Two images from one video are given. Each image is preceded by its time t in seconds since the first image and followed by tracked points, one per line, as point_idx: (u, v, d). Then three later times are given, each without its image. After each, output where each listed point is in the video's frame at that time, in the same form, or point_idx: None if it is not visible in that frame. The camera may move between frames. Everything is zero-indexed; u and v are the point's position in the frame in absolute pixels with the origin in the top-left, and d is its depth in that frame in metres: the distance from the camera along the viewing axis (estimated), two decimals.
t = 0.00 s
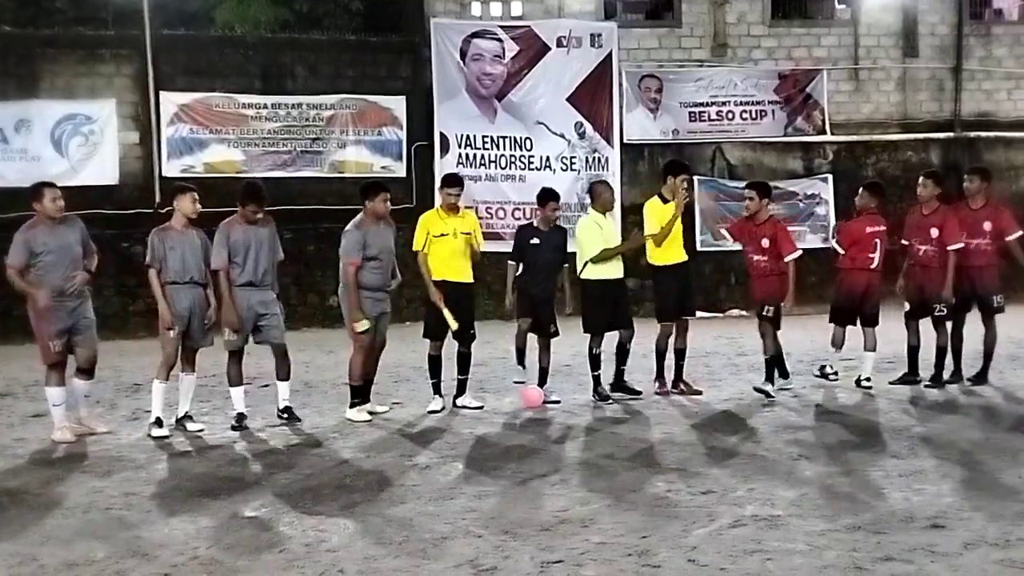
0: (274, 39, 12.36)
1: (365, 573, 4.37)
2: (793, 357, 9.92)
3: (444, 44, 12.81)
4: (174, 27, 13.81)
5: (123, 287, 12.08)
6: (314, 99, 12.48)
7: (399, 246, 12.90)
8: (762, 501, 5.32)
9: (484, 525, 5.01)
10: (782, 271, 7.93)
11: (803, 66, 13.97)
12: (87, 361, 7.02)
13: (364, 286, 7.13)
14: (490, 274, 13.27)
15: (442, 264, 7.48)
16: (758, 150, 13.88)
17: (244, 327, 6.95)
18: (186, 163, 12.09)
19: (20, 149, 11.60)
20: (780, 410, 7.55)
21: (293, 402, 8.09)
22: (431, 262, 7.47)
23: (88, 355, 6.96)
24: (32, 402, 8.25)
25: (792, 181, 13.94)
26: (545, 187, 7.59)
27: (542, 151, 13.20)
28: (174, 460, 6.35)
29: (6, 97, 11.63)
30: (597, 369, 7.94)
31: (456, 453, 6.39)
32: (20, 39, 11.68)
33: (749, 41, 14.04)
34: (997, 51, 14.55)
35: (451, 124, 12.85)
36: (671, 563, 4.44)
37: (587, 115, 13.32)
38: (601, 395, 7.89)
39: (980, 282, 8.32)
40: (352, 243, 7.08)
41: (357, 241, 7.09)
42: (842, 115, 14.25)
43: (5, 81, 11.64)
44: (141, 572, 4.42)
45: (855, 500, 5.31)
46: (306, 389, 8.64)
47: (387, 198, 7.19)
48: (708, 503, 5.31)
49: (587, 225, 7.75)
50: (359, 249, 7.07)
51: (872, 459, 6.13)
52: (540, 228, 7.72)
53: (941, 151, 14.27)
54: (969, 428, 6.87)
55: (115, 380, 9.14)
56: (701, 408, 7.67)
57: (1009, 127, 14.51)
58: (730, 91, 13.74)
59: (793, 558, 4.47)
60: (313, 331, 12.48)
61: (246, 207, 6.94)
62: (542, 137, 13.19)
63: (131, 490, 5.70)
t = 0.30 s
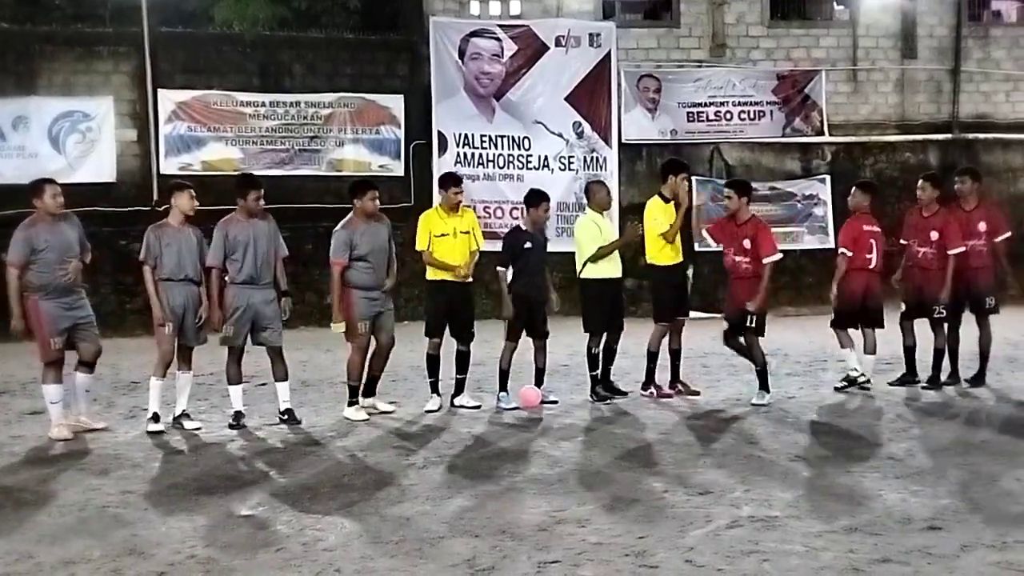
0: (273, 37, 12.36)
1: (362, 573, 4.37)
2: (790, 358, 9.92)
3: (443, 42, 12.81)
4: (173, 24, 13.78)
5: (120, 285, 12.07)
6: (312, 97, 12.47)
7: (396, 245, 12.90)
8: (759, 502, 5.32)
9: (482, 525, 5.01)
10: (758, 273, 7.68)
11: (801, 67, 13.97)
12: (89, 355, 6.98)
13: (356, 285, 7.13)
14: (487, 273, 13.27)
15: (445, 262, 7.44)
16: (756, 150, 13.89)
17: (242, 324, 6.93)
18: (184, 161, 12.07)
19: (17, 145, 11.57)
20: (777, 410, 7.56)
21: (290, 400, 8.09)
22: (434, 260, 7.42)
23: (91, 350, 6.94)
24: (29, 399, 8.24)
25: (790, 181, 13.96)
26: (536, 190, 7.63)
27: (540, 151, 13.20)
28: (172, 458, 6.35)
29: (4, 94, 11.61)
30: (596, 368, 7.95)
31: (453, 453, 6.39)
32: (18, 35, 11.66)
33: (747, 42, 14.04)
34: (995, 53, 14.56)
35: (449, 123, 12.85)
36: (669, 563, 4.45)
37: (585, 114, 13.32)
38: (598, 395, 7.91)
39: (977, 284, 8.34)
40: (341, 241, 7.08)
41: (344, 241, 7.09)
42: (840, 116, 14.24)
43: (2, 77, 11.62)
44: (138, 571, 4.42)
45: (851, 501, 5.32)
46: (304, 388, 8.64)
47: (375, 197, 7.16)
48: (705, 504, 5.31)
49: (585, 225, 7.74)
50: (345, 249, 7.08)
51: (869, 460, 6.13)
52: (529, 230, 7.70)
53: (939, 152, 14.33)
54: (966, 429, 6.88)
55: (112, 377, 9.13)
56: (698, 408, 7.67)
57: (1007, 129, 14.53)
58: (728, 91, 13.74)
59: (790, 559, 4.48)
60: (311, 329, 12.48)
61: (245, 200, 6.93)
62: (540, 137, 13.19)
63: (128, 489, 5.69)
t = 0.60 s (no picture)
0: (267, 35, 12.34)
1: (358, 570, 4.37)
2: (785, 355, 9.93)
3: (438, 40, 12.79)
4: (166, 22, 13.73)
5: (115, 283, 12.05)
6: (307, 95, 12.44)
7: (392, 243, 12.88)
8: (755, 499, 5.33)
9: (478, 522, 5.01)
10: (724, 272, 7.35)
11: (796, 65, 13.98)
12: (72, 356, 7.04)
13: (353, 281, 7.14)
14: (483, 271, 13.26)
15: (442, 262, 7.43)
16: (750, 148, 13.90)
17: (239, 324, 6.92)
18: (178, 159, 12.03)
19: (11, 143, 11.53)
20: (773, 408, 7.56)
21: (285, 398, 8.09)
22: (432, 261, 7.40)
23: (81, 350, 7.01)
24: (24, 397, 8.22)
25: (785, 179, 13.94)
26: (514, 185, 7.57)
27: (535, 148, 13.19)
28: (167, 456, 6.34)
29: None
30: (593, 365, 7.95)
31: (449, 451, 6.39)
32: (12, 33, 11.62)
33: (742, 39, 14.05)
34: (989, 50, 14.59)
35: (444, 121, 12.83)
36: (665, 561, 4.44)
37: (580, 112, 13.31)
38: (595, 392, 7.91)
39: (970, 282, 8.33)
40: (337, 236, 7.08)
41: (339, 235, 7.08)
42: (835, 114, 14.26)
43: None
44: (133, 569, 4.41)
45: (847, 498, 5.32)
46: (299, 386, 8.63)
47: (371, 192, 7.16)
48: (701, 501, 5.31)
49: (585, 222, 7.74)
50: (339, 244, 7.08)
51: (864, 457, 6.14)
52: (513, 227, 7.62)
53: (933, 150, 14.32)
54: (961, 426, 6.89)
55: (107, 375, 9.12)
56: (694, 406, 7.67)
57: (1001, 126, 14.57)
58: (723, 88, 13.74)
59: (786, 556, 4.48)
60: (306, 327, 12.47)
61: (243, 193, 6.91)
62: (535, 134, 13.18)
63: (123, 487, 5.68)
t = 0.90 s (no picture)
0: (271, 33, 12.34)
1: (362, 568, 4.37)
2: (788, 353, 9.92)
3: (441, 38, 12.80)
4: (170, 19, 13.66)
5: (119, 281, 12.06)
6: (311, 93, 12.45)
7: (395, 241, 12.88)
8: (758, 497, 5.32)
9: (481, 520, 5.01)
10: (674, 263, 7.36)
11: (800, 63, 13.96)
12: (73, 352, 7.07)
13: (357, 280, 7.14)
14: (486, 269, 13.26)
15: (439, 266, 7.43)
16: (755, 146, 13.88)
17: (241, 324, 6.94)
18: (182, 157, 12.04)
19: (15, 141, 11.54)
20: (777, 406, 7.55)
21: (289, 396, 8.10)
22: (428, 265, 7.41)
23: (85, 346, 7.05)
24: (28, 395, 8.23)
25: (789, 177, 13.93)
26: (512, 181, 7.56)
27: (538, 146, 13.19)
28: (171, 454, 6.34)
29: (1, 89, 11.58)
30: (597, 363, 7.93)
31: (452, 449, 6.39)
32: (16, 31, 11.63)
33: (746, 37, 14.03)
34: (994, 48, 14.56)
35: (448, 119, 12.85)
36: (668, 559, 4.44)
37: (584, 110, 13.31)
38: (598, 391, 7.92)
39: (979, 281, 8.30)
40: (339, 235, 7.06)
41: (343, 234, 7.07)
42: (839, 112, 14.21)
43: None
44: (137, 567, 4.42)
45: (850, 497, 5.31)
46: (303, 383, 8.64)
47: (373, 190, 7.16)
48: (705, 499, 5.31)
49: (589, 219, 7.77)
50: (343, 242, 7.05)
51: (868, 455, 6.13)
52: (512, 225, 7.62)
53: (938, 148, 14.32)
54: (966, 425, 6.88)
55: (110, 373, 9.13)
56: (698, 404, 7.67)
57: (1005, 124, 14.55)
58: (727, 87, 13.73)
59: (789, 555, 4.47)
60: (309, 325, 12.48)
61: (245, 191, 6.90)
62: (539, 133, 13.18)
63: (127, 484, 5.68)
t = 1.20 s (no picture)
0: (285, 32, 12.37)
1: (375, 568, 4.37)
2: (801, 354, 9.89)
3: (454, 37, 12.79)
4: (184, 19, 13.68)
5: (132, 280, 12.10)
6: (324, 92, 12.47)
7: (408, 241, 12.89)
8: (771, 499, 5.31)
9: (494, 520, 5.01)
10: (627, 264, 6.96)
11: (814, 63, 13.93)
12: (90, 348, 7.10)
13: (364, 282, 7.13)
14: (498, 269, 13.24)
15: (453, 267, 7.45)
16: (768, 146, 13.82)
17: (248, 325, 6.95)
18: (196, 156, 12.07)
19: (30, 141, 11.60)
20: (790, 408, 7.51)
21: (301, 395, 8.11)
22: (443, 266, 7.46)
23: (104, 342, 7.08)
24: (42, 393, 8.26)
25: (803, 177, 13.87)
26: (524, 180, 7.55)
27: (551, 146, 13.18)
28: (184, 452, 6.36)
29: (16, 88, 11.64)
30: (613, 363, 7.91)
31: (465, 449, 6.39)
32: (31, 31, 11.68)
33: (759, 37, 14.01)
34: (1009, 49, 14.55)
35: (460, 119, 12.85)
36: (681, 560, 4.43)
37: (597, 110, 13.29)
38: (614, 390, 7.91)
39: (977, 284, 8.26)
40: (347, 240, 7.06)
41: (350, 237, 7.07)
42: (852, 112, 14.19)
43: (15, 72, 11.65)
44: (151, 565, 4.43)
45: (865, 499, 5.29)
46: (315, 383, 8.65)
47: (375, 191, 7.14)
48: (718, 500, 5.30)
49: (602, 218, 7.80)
50: (351, 245, 7.05)
51: (882, 457, 6.11)
52: (525, 224, 7.59)
53: (952, 148, 14.21)
54: (981, 426, 6.85)
55: (124, 372, 9.16)
56: (711, 405, 7.64)
57: (1020, 125, 14.50)
58: (740, 86, 13.70)
59: (804, 557, 4.46)
60: (322, 325, 12.49)
61: (257, 191, 6.88)
62: (551, 133, 13.17)
63: (140, 483, 5.70)
